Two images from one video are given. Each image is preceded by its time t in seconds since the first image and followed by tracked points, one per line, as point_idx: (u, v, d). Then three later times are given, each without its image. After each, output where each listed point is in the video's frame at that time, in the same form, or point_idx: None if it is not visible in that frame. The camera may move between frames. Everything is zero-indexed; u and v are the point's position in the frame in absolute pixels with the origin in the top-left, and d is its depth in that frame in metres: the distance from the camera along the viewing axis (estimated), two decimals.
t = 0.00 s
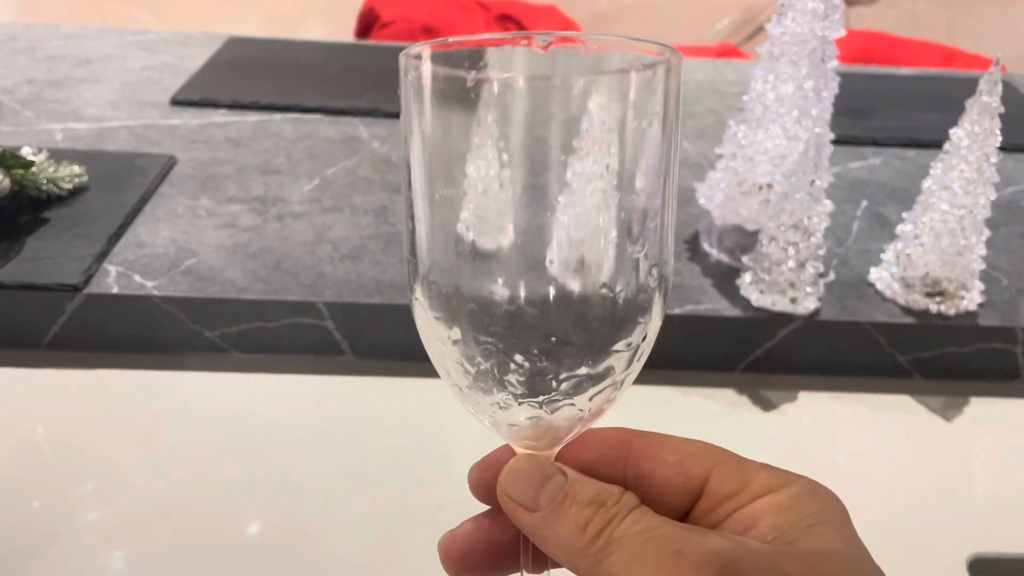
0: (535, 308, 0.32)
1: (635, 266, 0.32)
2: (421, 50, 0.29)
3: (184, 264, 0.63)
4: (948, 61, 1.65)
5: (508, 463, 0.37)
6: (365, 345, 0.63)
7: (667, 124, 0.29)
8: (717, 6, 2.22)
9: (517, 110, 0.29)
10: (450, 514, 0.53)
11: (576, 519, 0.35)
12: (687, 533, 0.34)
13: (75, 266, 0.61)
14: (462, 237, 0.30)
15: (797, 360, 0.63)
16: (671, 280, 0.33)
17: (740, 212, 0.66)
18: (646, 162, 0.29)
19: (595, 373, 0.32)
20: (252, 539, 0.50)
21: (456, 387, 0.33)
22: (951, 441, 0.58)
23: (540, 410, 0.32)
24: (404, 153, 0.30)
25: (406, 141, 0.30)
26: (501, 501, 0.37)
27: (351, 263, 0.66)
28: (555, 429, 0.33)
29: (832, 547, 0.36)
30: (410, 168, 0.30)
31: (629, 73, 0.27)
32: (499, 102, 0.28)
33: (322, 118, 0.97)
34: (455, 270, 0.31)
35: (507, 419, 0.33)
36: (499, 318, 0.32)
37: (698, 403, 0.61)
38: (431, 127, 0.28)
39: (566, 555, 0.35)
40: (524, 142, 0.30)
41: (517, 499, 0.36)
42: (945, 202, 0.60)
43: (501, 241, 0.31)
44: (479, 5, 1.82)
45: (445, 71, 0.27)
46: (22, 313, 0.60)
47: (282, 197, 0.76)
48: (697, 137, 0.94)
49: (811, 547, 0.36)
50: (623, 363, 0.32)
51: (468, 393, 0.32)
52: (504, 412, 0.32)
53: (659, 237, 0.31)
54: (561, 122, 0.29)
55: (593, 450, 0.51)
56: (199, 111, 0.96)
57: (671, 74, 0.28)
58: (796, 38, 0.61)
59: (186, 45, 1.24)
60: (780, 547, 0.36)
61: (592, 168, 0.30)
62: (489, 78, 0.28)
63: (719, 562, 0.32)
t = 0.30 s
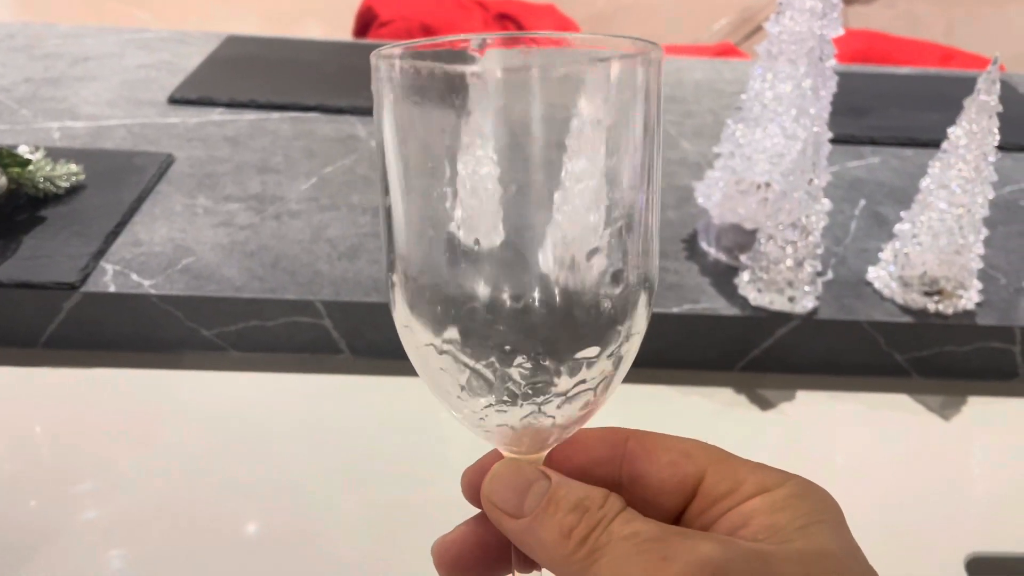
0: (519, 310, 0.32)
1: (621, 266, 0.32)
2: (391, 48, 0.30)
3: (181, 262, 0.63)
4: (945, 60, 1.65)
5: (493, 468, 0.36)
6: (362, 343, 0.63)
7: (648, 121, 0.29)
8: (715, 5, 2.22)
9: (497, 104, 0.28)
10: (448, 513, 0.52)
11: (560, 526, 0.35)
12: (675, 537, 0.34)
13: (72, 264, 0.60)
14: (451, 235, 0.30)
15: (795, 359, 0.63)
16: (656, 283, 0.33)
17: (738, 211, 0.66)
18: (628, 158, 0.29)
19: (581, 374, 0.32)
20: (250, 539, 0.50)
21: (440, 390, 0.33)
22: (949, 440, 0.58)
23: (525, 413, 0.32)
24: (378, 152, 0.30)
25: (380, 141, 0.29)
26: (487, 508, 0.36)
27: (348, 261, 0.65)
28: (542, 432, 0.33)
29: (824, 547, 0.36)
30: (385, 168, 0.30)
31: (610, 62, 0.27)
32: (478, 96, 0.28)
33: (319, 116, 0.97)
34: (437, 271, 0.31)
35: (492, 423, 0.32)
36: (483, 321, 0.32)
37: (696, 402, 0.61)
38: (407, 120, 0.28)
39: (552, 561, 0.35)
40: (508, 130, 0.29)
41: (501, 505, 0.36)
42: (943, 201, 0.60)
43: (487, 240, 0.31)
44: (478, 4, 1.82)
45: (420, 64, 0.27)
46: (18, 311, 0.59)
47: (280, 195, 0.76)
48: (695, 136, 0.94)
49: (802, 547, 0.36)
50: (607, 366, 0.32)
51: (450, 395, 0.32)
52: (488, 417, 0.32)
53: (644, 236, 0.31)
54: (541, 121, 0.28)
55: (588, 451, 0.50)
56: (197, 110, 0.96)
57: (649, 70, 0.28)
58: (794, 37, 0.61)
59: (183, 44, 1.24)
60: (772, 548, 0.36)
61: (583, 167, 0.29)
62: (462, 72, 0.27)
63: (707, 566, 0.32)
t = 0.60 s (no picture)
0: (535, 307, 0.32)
1: (635, 265, 0.32)
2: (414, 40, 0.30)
3: (181, 263, 0.63)
4: (944, 60, 1.65)
5: (493, 466, 0.36)
6: (363, 343, 0.63)
7: (665, 118, 0.29)
8: (715, 6, 2.22)
9: (513, 103, 0.28)
10: (449, 513, 0.52)
11: (561, 525, 0.34)
12: (678, 536, 0.33)
13: (72, 264, 0.60)
14: (459, 233, 0.30)
15: (796, 359, 0.63)
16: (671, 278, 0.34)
17: (739, 211, 0.67)
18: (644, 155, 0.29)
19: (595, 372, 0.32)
20: (248, 540, 0.49)
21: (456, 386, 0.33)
22: (949, 440, 0.58)
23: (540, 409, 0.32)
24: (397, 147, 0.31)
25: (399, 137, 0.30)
26: (488, 506, 0.37)
27: (349, 261, 0.65)
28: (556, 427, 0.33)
29: (830, 547, 0.37)
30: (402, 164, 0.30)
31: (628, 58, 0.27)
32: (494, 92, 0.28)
33: (319, 116, 0.96)
34: (454, 270, 0.31)
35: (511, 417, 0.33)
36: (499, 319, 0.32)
37: (697, 402, 0.61)
38: (424, 114, 0.28)
39: (553, 559, 0.35)
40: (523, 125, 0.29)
41: (500, 503, 0.36)
42: (944, 201, 0.60)
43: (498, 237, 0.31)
44: (477, 4, 1.82)
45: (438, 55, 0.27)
46: (18, 312, 0.59)
47: (279, 195, 0.76)
48: (695, 136, 0.94)
49: (809, 548, 0.36)
50: (621, 364, 0.33)
51: (466, 388, 0.33)
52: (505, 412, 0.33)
53: (660, 235, 0.32)
54: (559, 121, 0.29)
55: (606, 441, 0.51)
56: (196, 110, 0.96)
57: (671, 61, 0.28)
58: (795, 37, 0.61)
59: (182, 44, 1.24)
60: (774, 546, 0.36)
61: (592, 167, 0.29)
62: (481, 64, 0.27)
63: (709, 567, 0.32)
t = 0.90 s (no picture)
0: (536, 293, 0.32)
1: (636, 249, 0.31)
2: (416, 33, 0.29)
3: (180, 264, 0.63)
4: (942, 61, 1.65)
5: (507, 447, 0.36)
6: (361, 345, 0.63)
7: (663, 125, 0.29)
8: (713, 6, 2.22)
9: (518, 102, 0.30)
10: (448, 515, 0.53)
11: (574, 507, 0.35)
12: (689, 521, 0.34)
13: (70, 266, 0.60)
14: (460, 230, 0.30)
15: (793, 360, 0.63)
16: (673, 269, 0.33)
17: (736, 212, 0.67)
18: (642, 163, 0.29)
19: (599, 353, 0.32)
20: (246, 541, 0.50)
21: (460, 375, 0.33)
22: (946, 440, 0.58)
23: (543, 393, 0.32)
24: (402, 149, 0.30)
25: (404, 138, 0.30)
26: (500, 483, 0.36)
27: (347, 263, 0.66)
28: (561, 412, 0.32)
29: (839, 541, 0.36)
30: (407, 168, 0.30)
31: (627, 58, 0.28)
32: (499, 95, 0.29)
33: (318, 117, 0.96)
34: (457, 260, 0.31)
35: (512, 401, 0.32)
36: (500, 307, 0.32)
37: (695, 403, 0.61)
38: (428, 117, 0.28)
39: (563, 541, 0.35)
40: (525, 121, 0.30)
41: (515, 483, 0.35)
42: (940, 203, 0.61)
43: (498, 236, 0.31)
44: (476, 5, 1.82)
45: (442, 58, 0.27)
46: (17, 314, 0.59)
47: (278, 197, 0.76)
48: (693, 138, 0.94)
49: (824, 539, 0.36)
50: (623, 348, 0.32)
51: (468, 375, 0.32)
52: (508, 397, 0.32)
53: (661, 230, 0.31)
54: (557, 121, 0.31)
55: (606, 431, 0.51)
56: (195, 111, 0.96)
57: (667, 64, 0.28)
58: (792, 40, 0.61)
59: (182, 45, 1.24)
60: (785, 536, 0.36)
61: (589, 167, 0.30)
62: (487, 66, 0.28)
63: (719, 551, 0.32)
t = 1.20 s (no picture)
0: (527, 295, 0.32)
1: (626, 253, 0.32)
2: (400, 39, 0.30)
3: (178, 266, 0.63)
4: (939, 63, 1.66)
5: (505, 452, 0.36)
6: (359, 347, 0.63)
7: (648, 126, 0.30)
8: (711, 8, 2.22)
9: (503, 107, 0.30)
10: (445, 517, 0.53)
11: (570, 511, 0.35)
12: (685, 527, 0.34)
13: (69, 268, 0.61)
14: (453, 233, 0.30)
15: (790, 362, 0.63)
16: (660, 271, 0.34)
17: (732, 215, 0.68)
18: (627, 166, 0.30)
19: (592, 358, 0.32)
20: (244, 543, 0.50)
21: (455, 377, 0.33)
22: (942, 441, 0.59)
23: (536, 395, 0.32)
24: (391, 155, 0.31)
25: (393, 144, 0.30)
26: (501, 492, 0.37)
27: (345, 265, 0.66)
28: (553, 413, 0.33)
29: (839, 539, 0.36)
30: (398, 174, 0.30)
31: (607, 60, 0.28)
32: (483, 101, 0.29)
33: (316, 119, 0.97)
34: (448, 263, 0.31)
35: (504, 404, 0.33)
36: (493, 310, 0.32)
37: (692, 405, 0.61)
38: (418, 122, 0.28)
39: (561, 546, 0.35)
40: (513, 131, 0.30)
41: (515, 489, 0.36)
42: (936, 206, 0.61)
43: (487, 240, 0.31)
44: (474, 6, 1.82)
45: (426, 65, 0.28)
46: (16, 316, 0.60)
47: (276, 199, 0.76)
48: (690, 140, 0.95)
49: (821, 538, 0.36)
50: (614, 352, 0.32)
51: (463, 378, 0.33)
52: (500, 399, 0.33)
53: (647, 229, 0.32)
54: (542, 128, 0.30)
55: (602, 436, 0.51)
56: (194, 113, 0.96)
57: (647, 61, 0.29)
58: (790, 43, 0.61)
59: (180, 46, 1.24)
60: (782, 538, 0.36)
61: (582, 172, 0.30)
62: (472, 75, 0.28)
63: (713, 555, 0.32)
